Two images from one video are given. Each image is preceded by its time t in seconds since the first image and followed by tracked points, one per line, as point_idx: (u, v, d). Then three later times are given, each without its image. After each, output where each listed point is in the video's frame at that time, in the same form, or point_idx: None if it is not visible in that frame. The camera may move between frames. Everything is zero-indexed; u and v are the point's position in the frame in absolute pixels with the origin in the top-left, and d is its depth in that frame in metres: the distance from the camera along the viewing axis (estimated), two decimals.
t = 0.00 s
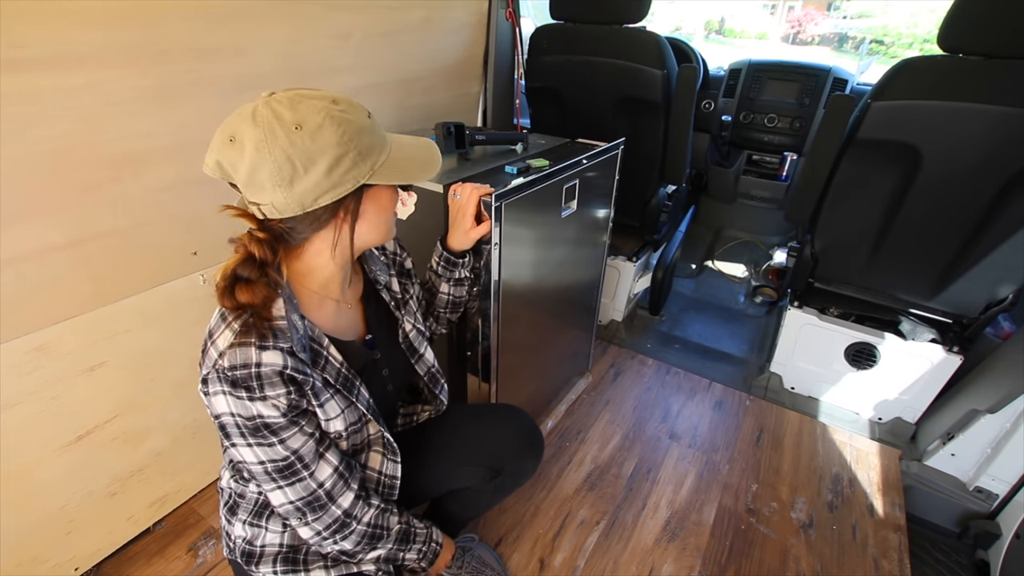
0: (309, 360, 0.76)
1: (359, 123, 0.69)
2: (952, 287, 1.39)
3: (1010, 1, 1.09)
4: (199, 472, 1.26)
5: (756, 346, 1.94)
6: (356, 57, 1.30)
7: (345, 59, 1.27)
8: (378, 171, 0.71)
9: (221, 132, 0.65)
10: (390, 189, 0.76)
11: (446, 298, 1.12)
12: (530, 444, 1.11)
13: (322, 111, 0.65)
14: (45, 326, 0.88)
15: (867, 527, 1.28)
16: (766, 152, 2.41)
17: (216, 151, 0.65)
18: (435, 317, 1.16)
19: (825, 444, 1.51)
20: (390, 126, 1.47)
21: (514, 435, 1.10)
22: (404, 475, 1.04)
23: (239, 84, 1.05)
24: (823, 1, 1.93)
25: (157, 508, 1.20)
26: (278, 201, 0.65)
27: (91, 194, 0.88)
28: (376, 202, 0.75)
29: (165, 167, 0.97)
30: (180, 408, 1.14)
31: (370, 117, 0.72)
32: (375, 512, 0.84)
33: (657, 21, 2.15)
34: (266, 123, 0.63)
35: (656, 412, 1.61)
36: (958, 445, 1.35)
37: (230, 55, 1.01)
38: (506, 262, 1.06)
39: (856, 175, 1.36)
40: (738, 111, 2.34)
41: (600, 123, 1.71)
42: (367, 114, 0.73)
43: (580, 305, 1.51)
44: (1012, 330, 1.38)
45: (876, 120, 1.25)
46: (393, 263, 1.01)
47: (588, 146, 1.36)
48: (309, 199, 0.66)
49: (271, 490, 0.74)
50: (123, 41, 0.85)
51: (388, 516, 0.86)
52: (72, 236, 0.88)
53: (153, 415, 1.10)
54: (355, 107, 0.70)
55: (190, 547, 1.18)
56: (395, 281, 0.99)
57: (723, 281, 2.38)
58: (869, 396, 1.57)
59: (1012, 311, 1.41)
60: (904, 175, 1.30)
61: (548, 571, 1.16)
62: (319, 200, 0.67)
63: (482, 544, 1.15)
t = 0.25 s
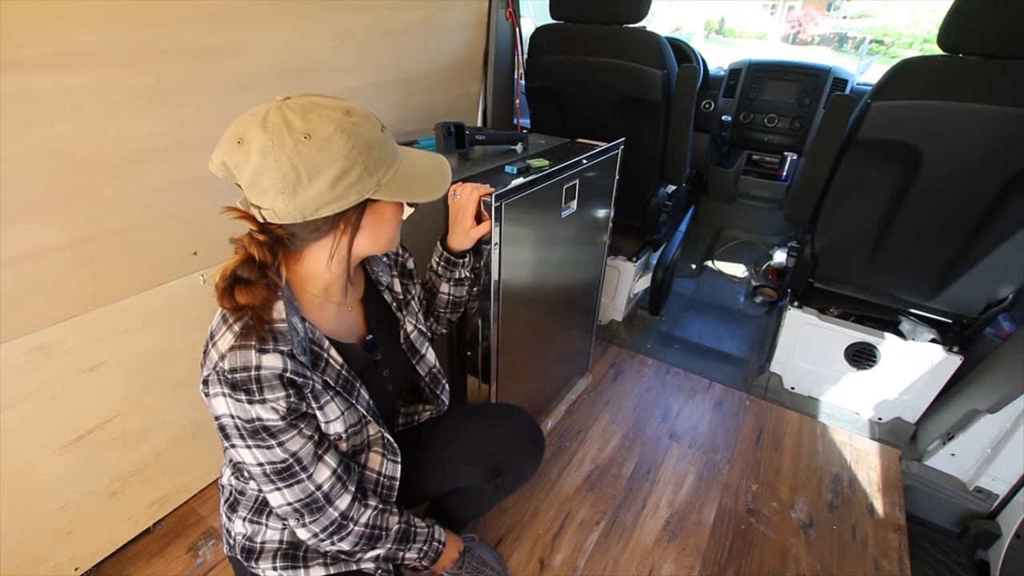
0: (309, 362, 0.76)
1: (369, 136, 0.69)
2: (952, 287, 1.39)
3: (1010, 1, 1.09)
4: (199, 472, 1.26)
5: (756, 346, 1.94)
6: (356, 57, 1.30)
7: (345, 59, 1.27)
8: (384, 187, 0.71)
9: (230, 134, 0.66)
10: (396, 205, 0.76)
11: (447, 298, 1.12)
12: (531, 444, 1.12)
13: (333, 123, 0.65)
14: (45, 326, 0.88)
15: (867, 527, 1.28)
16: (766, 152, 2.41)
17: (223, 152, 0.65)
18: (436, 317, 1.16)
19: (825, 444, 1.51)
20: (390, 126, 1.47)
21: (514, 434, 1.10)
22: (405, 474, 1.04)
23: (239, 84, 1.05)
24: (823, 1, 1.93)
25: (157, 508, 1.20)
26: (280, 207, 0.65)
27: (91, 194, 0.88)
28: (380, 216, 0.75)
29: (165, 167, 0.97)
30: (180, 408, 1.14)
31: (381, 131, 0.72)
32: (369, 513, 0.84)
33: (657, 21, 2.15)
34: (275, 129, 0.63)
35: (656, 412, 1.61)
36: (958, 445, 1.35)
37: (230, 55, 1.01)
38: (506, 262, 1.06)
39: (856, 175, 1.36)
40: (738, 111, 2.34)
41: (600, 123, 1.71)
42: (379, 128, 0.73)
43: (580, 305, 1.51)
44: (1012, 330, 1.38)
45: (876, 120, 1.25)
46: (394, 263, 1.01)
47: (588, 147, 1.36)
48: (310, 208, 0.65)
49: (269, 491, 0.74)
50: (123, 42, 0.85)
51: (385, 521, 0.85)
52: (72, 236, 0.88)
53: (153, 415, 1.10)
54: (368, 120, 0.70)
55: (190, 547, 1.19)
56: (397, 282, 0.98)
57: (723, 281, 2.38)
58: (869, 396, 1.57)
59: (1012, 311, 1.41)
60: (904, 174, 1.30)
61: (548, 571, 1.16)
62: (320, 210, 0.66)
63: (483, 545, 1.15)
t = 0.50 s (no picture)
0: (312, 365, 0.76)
1: (379, 145, 0.69)
2: (952, 287, 1.39)
3: (1010, 1, 1.09)
4: (199, 472, 1.26)
5: (756, 346, 1.94)
6: (356, 57, 1.30)
7: (346, 59, 1.27)
8: (390, 197, 0.71)
9: (240, 133, 0.65)
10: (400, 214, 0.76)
11: (447, 298, 1.12)
12: (531, 440, 1.12)
13: (345, 131, 0.65)
14: (44, 326, 0.88)
15: (867, 527, 1.28)
16: (766, 152, 2.41)
17: (232, 151, 0.65)
18: (436, 317, 1.16)
19: (825, 444, 1.51)
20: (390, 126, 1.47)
21: (515, 430, 1.10)
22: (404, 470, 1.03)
23: (239, 84, 1.05)
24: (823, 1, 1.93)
25: (157, 508, 1.20)
26: (285, 211, 0.65)
27: (91, 194, 0.88)
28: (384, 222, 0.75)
29: (165, 167, 0.97)
30: (180, 409, 1.14)
31: (391, 141, 0.72)
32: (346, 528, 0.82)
33: (657, 21, 2.15)
34: (286, 134, 0.63)
35: (656, 412, 1.61)
36: (958, 445, 1.35)
37: (230, 55, 1.01)
38: (506, 262, 1.06)
39: (856, 175, 1.36)
40: (738, 111, 2.34)
41: (600, 123, 1.71)
42: (390, 137, 0.73)
43: (580, 305, 1.51)
44: (1012, 330, 1.38)
45: (876, 120, 1.25)
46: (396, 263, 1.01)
47: (588, 147, 1.36)
48: (316, 213, 0.65)
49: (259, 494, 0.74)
50: (123, 41, 0.85)
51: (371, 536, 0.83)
52: (71, 236, 0.88)
53: (153, 415, 1.10)
54: (381, 130, 0.71)
55: (190, 548, 1.18)
56: (398, 282, 0.98)
57: (723, 281, 2.38)
58: (869, 396, 1.57)
59: (1012, 311, 1.41)
60: (904, 175, 1.30)
61: (548, 571, 1.16)
62: (326, 216, 0.66)
63: (484, 545, 1.15)
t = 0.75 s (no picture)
0: (315, 358, 0.76)
1: (365, 137, 0.68)
2: (952, 287, 1.39)
3: (1010, 1, 1.09)
4: (199, 472, 1.26)
5: (756, 346, 1.94)
6: (356, 57, 1.30)
7: (345, 60, 1.27)
8: (375, 189, 0.69)
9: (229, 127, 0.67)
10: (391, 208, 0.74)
11: (447, 297, 1.12)
12: (534, 439, 1.12)
13: (327, 123, 0.64)
14: (44, 326, 0.88)
15: (867, 527, 1.28)
16: (766, 152, 2.41)
17: (222, 143, 0.66)
18: (437, 317, 1.16)
19: (825, 444, 1.51)
20: (390, 126, 1.47)
21: (516, 429, 1.11)
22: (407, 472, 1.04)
23: (239, 84, 1.05)
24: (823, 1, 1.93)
25: (157, 508, 1.20)
26: (269, 201, 0.66)
27: (91, 194, 0.88)
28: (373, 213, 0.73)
29: (165, 167, 0.97)
30: (180, 408, 1.14)
31: (379, 131, 0.71)
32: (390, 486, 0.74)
33: (657, 21, 2.15)
34: (269, 124, 0.63)
35: (656, 412, 1.61)
36: (958, 445, 1.35)
37: (230, 55, 1.01)
38: (506, 262, 1.06)
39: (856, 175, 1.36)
40: (738, 111, 2.34)
41: (600, 123, 1.71)
42: (381, 129, 0.72)
43: (580, 305, 1.51)
44: (1012, 330, 1.38)
45: (876, 120, 1.25)
46: (396, 262, 1.01)
47: (588, 147, 1.36)
48: (297, 204, 0.66)
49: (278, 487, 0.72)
50: (124, 42, 0.85)
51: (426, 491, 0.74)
52: (72, 236, 0.88)
53: (153, 415, 1.10)
54: (368, 121, 0.70)
55: (190, 547, 1.18)
56: (398, 281, 0.99)
57: (723, 281, 2.38)
58: (869, 396, 1.57)
59: (1012, 311, 1.41)
60: (904, 175, 1.30)
61: (548, 571, 1.16)
62: (308, 206, 0.66)
63: (483, 545, 1.17)
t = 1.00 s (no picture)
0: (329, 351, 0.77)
1: (312, 121, 0.66)
2: (952, 287, 1.39)
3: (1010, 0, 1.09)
4: (199, 472, 1.26)
5: (756, 346, 1.94)
6: (356, 57, 1.30)
7: (346, 60, 1.27)
8: (313, 171, 0.66)
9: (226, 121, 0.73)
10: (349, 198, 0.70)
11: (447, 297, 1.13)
12: (535, 446, 1.10)
13: (271, 105, 0.65)
14: (44, 326, 0.88)
15: (867, 527, 1.28)
16: (766, 152, 2.41)
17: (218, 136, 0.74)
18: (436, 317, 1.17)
19: (825, 444, 1.51)
20: (390, 126, 1.47)
21: (516, 436, 1.08)
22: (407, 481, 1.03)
23: (239, 84, 1.05)
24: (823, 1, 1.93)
25: (157, 508, 1.20)
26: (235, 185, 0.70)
27: (91, 194, 0.88)
28: (332, 203, 0.70)
29: (165, 167, 0.97)
30: (180, 408, 1.14)
31: (337, 116, 0.69)
32: (420, 375, 0.81)
33: (657, 21, 2.15)
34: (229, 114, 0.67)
35: (656, 412, 1.61)
36: (958, 445, 1.35)
37: (230, 55, 1.01)
38: (506, 262, 1.06)
39: (856, 175, 1.36)
40: (738, 111, 2.34)
41: (600, 123, 1.71)
42: (338, 111, 0.69)
43: (580, 305, 1.51)
44: (1012, 330, 1.38)
45: (876, 120, 1.25)
46: (398, 261, 1.02)
47: (588, 147, 1.36)
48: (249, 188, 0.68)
49: (327, 468, 0.73)
50: (124, 42, 0.85)
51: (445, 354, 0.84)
52: (71, 236, 0.88)
53: (153, 415, 1.10)
54: (326, 107, 0.68)
55: (190, 547, 1.18)
56: (400, 280, 1.00)
57: (723, 281, 2.38)
58: (869, 396, 1.57)
59: (1012, 311, 1.41)
60: (904, 175, 1.30)
61: (548, 571, 1.16)
62: (258, 189, 0.67)
63: (483, 545, 1.17)
